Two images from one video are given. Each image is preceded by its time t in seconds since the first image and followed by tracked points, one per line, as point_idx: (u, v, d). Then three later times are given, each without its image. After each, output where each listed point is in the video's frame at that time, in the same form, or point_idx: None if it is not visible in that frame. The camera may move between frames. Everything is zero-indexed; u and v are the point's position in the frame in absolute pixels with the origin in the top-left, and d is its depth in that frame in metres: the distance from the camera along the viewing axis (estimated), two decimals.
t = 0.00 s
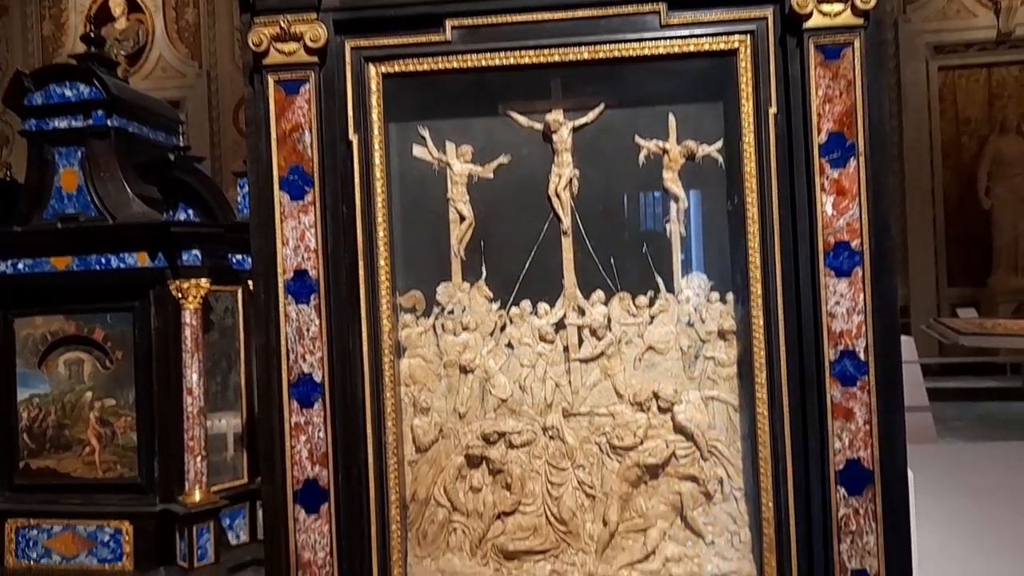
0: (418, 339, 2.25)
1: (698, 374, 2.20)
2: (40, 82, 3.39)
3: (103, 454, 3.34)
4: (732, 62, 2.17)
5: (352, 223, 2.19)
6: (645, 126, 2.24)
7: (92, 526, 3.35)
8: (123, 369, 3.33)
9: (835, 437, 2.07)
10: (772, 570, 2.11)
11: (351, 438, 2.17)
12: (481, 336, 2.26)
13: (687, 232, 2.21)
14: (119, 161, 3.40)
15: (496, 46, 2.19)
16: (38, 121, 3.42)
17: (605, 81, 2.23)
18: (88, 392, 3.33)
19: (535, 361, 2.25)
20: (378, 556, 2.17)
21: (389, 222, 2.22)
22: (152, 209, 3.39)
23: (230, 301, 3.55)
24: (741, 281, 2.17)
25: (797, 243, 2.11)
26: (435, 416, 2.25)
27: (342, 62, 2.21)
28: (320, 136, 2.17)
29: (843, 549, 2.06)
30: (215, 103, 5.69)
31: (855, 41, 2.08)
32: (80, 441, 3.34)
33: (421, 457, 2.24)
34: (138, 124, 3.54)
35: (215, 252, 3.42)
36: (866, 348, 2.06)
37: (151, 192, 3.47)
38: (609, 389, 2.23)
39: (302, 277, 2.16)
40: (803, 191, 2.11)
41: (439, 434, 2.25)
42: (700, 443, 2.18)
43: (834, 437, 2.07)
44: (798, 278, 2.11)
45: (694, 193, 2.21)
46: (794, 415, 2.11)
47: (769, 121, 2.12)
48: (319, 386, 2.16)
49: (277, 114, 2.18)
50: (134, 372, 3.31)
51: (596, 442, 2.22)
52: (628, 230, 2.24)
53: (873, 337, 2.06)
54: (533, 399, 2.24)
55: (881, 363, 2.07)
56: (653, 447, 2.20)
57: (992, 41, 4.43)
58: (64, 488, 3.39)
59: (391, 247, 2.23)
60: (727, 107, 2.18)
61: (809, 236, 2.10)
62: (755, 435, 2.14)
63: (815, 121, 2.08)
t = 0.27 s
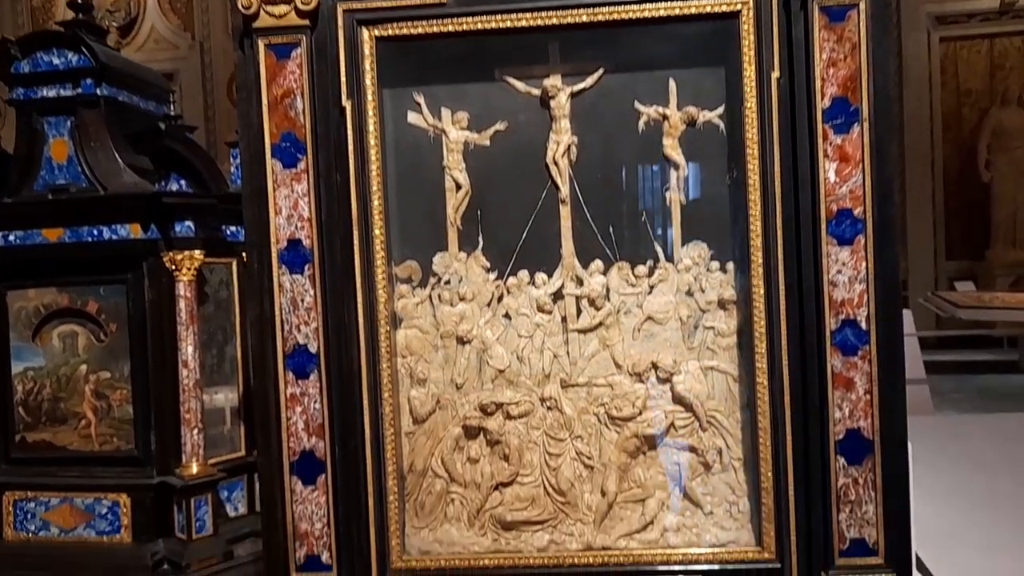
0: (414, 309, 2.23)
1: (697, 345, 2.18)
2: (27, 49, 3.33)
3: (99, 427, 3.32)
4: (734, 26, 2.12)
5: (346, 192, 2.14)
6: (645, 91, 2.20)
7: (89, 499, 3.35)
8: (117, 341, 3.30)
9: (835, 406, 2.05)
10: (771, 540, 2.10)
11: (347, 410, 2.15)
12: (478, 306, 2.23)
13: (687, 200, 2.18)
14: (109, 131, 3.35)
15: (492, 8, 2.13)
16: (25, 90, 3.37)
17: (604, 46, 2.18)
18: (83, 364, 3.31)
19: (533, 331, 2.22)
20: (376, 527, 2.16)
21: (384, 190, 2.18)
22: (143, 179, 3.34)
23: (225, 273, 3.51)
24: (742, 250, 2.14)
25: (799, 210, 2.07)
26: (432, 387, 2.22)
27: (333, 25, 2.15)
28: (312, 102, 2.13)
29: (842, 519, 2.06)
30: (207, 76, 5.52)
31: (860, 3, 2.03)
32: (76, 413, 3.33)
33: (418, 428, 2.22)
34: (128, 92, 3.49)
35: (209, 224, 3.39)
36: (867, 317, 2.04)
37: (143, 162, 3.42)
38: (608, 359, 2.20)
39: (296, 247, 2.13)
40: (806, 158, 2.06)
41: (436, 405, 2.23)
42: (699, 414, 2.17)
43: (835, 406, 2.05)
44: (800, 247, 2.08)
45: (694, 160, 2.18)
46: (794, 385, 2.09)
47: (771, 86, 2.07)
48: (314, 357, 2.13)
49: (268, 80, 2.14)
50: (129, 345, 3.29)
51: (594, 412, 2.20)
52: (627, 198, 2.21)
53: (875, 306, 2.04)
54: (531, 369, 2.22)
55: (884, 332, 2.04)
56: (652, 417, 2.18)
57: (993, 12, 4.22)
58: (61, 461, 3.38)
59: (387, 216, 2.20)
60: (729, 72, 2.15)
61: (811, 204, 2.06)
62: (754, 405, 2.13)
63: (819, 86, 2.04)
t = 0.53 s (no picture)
0: (408, 275, 2.19)
1: (694, 309, 2.15)
2: (9, 9, 3.17)
3: (92, 394, 3.25)
4: None
5: (338, 154, 2.10)
6: (644, 51, 2.16)
7: (85, 465, 3.27)
8: (109, 307, 3.20)
9: (833, 371, 2.03)
10: (766, 503, 2.09)
11: (340, 376, 2.12)
12: (473, 271, 2.20)
13: (685, 163, 2.14)
14: (97, 93, 3.20)
15: None
16: (8, 51, 3.21)
17: (601, 4, 2.13)
18: (75, 330, 3.25)
19: (529, 296, 2.19)
20: (370, 493, 2.15)
21: (376, 152, 2.14)
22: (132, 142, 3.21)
23: (216, 239, 3.38)
24: (741, 213, 2.10)
25: (801, 173, 2.02)
26: (427, 352, 2.20)
27: None
28: (302, 61, 2.07)
29: (837, 483, 2.05)
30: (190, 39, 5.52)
31: None
32: (68, 380, 3.27)
33: (412, 393, 2.20)
34: (115, 54, 3.34)
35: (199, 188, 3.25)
36: (867, 281, 2.01)
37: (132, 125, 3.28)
38: (604, 324, 2.18)
39: (287, 210, 2.09)
40: (808, 119, 2.02)
41: (430, 370, 2.20)
42: (695, 378, 2.15)
43: (832, 371, 2.03)
44: (800, 210, 2.04)
45: (693, 122, 2.14)
46: (792, 350, 2.06)
47: (773, 45, 2.02)
48: (307, 322, 2.11)
49: (256, 38, 2.08)
50: (121, 311, 3.19)
51: (590, 378, 2.17)
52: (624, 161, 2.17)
53: (875, 270, 2.01)
54: (526, 334, 2.19)
55: (884, 296, 2.01)
56: (648, 383, 2.16)
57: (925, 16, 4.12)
58: (55, 427, 3.30)
59: (380, 177, 2.15)
60: (731, 31, 2.09)
61: (812, 167, 2.02)
62: (751, 370, 2.11)
63: (822, 45, 1.99)
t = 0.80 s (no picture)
0: (403, 244, 2.16)
1: (693, 278, 2.12)
2: None
3: (87, 365, 3.34)
4: None
5: (331, 120, 2.06)
6: (643, 14, 2.11)
7: (81, 437, 3.38)
8: (102, 280, 3.29)
9: (832, 340, 2.01)
10: (763, 472, 2.09)
11: (336, 347, 2.10)
12: (469, 240, 2.16)
13: (684, 129, 2.10)
14: (86, 62, 3.23)
15: None
16: None
17: None
18: (68, 304, 3.31)
19: (525, 266, 2.16)
20: (367, 463, 2.14)
21: (370, 119, 2.10)
22: (123, 112, 3.24)
23: (211, 211, 3.48)
24: (741, 180, 2.07)
25: (801, 140, 1.99)
26: (423, 323, 2.17)
27: None
28: (293, 24, 2.03)
29: (835, 452, 2.04)
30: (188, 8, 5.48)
31: None
32: (62, 352, 3.33)
33: (409, 363, 2.18)
34: (104, 21, 3.37)
35: (191, 158, 3.33)
36: (868, 249, 1.98)
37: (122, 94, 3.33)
38: (602, 294, 2.15)
39: (280, 177, 2.05)
40: (810, 84, 1.97)
41: (427, 340, 2.18)
42: (693, 348, 2.13)
43: (832, 340, 2.01)
44: (801, 176, 2.00)
45: (694, 87, 2.09)
46: (790, 319, 2.05)
47: (774, 7, 1.98)
48: (301, 292, 2.08)
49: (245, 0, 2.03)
50: (114, 283, 3.28)
51: (587, 347, 2.15)
52: (622, 127, 2.13)
53: (876, 238, 1.98)
54: (523, 304, 2.16)
55: (884, 264, 1.99)
56: (646, 353, 2.14)
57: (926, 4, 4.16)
58: (50, 399, 3.39)
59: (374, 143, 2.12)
60: None
61: (813, 132, 1.98)
62: (749, 339, 2.09)
63: (825, 7, 1.95)
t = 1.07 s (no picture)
0: (398, 215, 2.13)
1: (690, 252, 2.10)
2: None
3: (79, 337, 3.33)
4: None
5: (324, 88, 2.02)
6: None
7: (73, 409, 3.38)
8: (93, 250, 3.28)
9: (829, 314, 1.99)
10: (758, 446, 2.08)
11: (329, 318, 2.08)
12: (464, 211, 2.13)
13: (682, 100, 2.07)
14: (75, 29, 3.18)
15: None
16: None
17: None
18: (59, 275, 3.29)
19: (521, 238, 2.13)
20: (360, 435, 2.13)
21: (363, 86, 2.06)
22: (112, 79, 3.21)
23: (202, 181, 3.48)
24: (740, 152, 2.04)
25: (802, 111, 1.96)
26: (417, 295, 2.15)
27: None
28: None
29: (830, 426, 2.03)
30: None
31: None
32: (54, 324, 3.32)
33: (402, 336, 2.16)
34: None
35: (183, 127, 3.30)
36: (867, 223, 1.96)
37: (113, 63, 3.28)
38: (598, 266, 2.13)
39: (272, 145, 2.02)
40: (812, 53, 1.94)
41: (421, 312, 2.16)
42: (689, 323, 2.11)
43: (829, 314, 1.99)
44: (801, 148, 1.97)
45: (693, 56, 2.06)
46: (787, 293, 2.03)
47: None
48: (294, 262, 2.05)
49: None
50: (106, 254, 3.27)
51: (583, 321, 2.14)
52: (619, 97, 2.10)
53: (875, 211, 1.96)
54: (519, 277, 2.14)
55: (883, 238, 1.97)
56: (641, 326, 2.13)
57: None
58: (42, 370, 3.39)
59: (368, 112, 2.08)
60: None
61: (814, 103, 1.95)
62: (746, 313, 2.07)
63: None
